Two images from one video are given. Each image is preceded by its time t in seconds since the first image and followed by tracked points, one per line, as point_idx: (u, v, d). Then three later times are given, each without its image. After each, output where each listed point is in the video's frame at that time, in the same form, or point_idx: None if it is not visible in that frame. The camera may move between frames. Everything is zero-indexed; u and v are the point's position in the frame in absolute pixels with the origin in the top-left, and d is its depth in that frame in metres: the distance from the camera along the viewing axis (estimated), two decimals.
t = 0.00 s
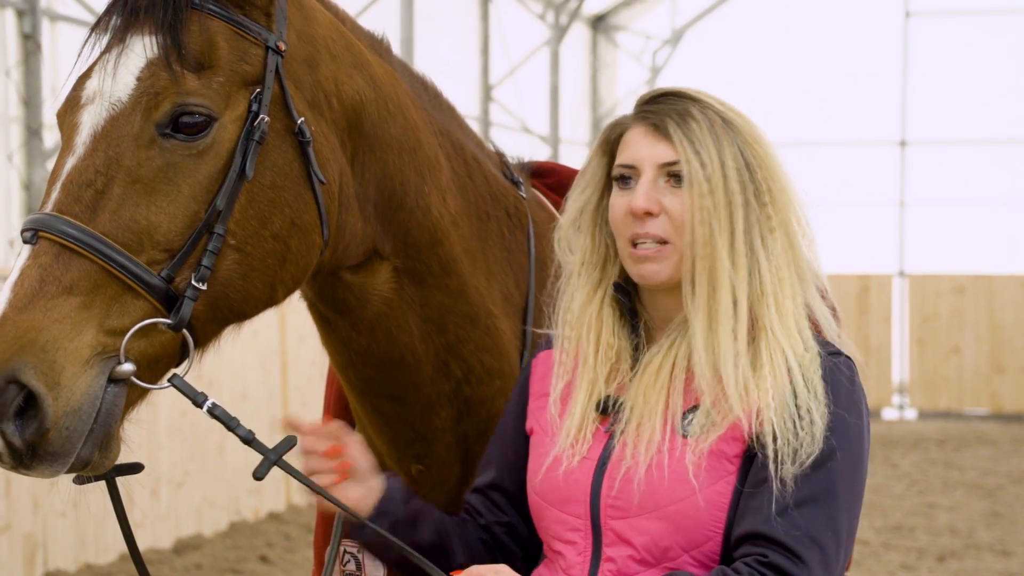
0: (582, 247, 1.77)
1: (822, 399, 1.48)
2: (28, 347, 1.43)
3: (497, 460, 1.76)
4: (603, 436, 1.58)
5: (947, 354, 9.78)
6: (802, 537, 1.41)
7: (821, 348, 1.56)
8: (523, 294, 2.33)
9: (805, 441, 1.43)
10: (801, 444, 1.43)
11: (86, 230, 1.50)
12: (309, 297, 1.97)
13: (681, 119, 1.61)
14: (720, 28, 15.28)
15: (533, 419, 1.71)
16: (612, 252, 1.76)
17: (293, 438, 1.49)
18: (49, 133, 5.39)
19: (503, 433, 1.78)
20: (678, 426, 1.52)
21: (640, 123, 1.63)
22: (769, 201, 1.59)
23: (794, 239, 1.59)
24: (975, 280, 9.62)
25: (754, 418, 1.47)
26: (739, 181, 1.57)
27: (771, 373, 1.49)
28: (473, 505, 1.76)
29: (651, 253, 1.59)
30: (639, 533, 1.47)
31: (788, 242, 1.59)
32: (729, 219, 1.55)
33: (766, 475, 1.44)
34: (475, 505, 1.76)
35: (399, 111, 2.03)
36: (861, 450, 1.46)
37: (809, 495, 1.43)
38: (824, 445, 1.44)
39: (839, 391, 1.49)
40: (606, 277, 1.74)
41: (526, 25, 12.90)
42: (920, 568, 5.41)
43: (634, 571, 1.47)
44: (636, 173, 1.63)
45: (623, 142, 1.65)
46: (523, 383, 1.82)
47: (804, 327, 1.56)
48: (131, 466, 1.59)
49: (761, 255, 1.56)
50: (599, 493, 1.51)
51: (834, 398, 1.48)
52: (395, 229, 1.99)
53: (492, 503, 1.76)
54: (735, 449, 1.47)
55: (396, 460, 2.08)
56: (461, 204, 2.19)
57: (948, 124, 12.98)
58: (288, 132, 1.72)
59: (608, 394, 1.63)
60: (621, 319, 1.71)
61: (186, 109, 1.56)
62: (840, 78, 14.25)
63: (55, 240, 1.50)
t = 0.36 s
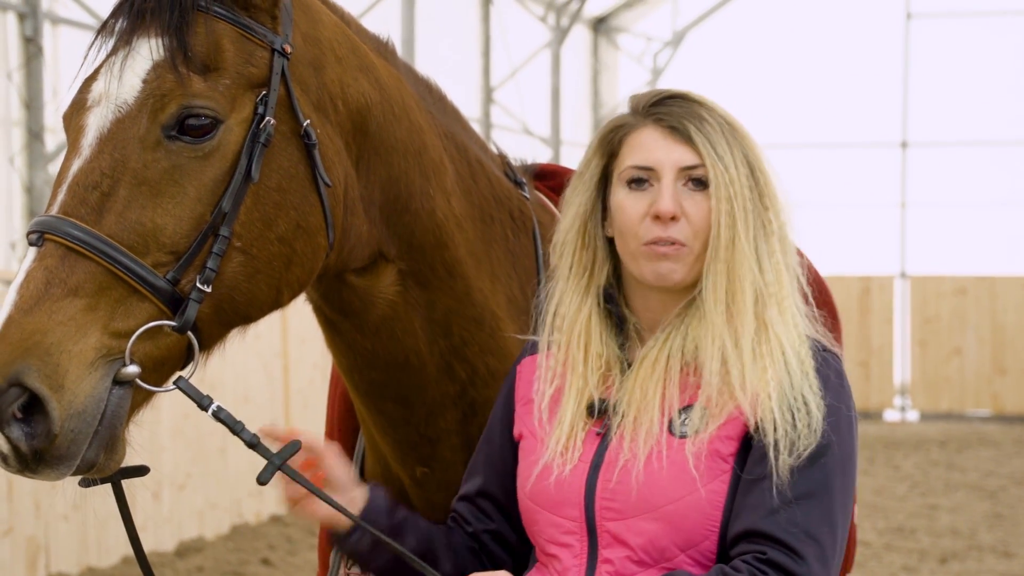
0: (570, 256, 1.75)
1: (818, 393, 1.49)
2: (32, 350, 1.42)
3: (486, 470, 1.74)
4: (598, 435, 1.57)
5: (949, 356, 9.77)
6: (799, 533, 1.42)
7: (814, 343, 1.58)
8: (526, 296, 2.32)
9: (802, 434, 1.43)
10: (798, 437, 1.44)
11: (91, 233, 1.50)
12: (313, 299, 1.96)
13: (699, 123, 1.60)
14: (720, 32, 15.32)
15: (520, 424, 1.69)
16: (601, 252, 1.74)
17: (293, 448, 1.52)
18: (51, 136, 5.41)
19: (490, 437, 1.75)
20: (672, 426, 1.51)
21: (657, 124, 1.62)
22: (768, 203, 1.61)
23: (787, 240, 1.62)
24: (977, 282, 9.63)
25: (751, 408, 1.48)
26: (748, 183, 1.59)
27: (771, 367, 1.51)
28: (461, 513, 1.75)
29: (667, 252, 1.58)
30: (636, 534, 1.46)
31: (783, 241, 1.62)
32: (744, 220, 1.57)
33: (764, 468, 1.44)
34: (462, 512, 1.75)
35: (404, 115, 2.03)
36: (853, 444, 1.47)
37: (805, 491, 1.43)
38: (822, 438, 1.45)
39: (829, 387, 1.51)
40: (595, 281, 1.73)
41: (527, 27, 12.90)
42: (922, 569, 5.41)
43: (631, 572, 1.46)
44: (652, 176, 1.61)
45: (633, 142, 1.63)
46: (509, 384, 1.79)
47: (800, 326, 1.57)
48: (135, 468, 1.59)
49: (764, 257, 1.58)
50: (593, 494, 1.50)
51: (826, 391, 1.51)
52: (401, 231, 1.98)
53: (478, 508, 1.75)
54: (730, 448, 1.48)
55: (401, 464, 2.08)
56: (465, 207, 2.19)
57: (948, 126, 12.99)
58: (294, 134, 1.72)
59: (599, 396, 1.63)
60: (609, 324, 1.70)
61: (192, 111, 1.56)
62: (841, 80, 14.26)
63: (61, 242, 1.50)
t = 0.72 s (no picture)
0: (552, 264, 1.74)
1: (802, 389, 1.50)
2: (26, 352, 1.42)
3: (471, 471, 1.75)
4: (583, 439, 1.57)
5: (949, 359, 9.77)
6: (785, 531, 1.42)
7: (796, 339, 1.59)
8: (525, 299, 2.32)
9: (787, 431, 1.44)
10: (777, 435, 1.44)
11: (87, 236, 1.50)
12: (313, 303, 1.96)
13: (676, 128, 1.62)
14: (721, 35, 15.35)
15: (509, 430, 1.69)
16: (582, 259, 1.74)
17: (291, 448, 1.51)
18: (51, 138, 5.42)
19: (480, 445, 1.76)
20: (658, 428, 1.51)
21: (636, 132, 1.64)
22: (748, 204, 1.60)
23: (766, 240, 1.62)
24: (977, 285, 9.62)
25: (738, 407, 1.48)
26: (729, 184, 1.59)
27: (755, 366, 1.51)
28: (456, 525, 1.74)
29: (650, 261, 1.58)
30: (624, 536, 1.46)
31: (764, 241, 1.61)
32: (725, 225, 1.57)
33: (750, 467, 1.44)
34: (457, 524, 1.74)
35: (403, 118, 2.03)
36: (837, 441, 1.47)
37: (790, 490, 1.43)
38: (807, 435, 1.45)
39: (812, 382, 1.51)
40: (577, 288, 1.72)
41: (527, 30, 12.90)
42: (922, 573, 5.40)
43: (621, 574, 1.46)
44: (633, 181, 1.61)
45: (613, 149, 1.64)
46: (498, 393, 1.79)
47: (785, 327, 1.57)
48: (131, 471, 1.59)
49: (744, 258, 1.58)
50: (581, 496, 1.50)
51: (809, 385, 1.51)
52: (399, 235, 1.98)
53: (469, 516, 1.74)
54: (715, 448, 1.48)
55: (402, 466, 2.09)
56: (464, 210, 2.19)
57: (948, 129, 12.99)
58: (292, 138, 1.72)
59: (586, 401, 1.63)
60: (592, 330, 1.70)
61: (189, 114, 1.56)
62: (841, 82, 14.26)
63: (56, 244, 1.50)
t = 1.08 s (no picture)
0: (541, 274, 1.76)
1: (800, 385, 1.50)
2: (29, 355, 1.42)
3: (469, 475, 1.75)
4: (582, 443, 1.57)
5: (949, 359, 9.77)
6: (786, 528, 1.41)
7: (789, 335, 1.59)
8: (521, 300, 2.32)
9: (788, 428, 1.44)
10: (772, 436, 1.43)
11: (88, 238, 1.50)
12: (313, 305, 1.96)
13: (656, 130, 1.61)
14: (721, 36, 15.37)
15: (508, 435, 1.69)
16: (573, 268, 1.75)
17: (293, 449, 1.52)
18: (52, 139, 5.45)
19: (480, 450, 1.76)
20: (656, 427, 1.52)
21: (614, 138, 1.63)
22: (733, 199, 1.60)
23: (756, 235, 1.62)
24: (977, 286, 9.63)
25: (736, 405, 1.48)
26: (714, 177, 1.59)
27: (752, 364, 1.51)
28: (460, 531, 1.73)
29: (642, 267, 1.58)
30: (625, 537, 1.46)
31: (755, 239, 1.62)
32: (713, 225, 1.56)
33: (751, 465, 1.44)
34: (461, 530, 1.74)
35: (402, 119, 2.03)
36: (837, 435, 1.47)
37: (790, 487, 1.43)
38: (807, 429, 1.45)
39: (810, 377, 1.52)
40: (568, 296, 1.74)
41: (527, 31, 12.91)
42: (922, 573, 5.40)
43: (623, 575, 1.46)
44: (618, 189, 1.61)
45: (595, 157, 1.64)
46: (495, 401, 1.79)
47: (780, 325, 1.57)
48: (133, 473, 1.59)
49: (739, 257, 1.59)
50: (581, 500, 1.50)
51: (807, 380, 1.51)
52: (399, 236, 1.98)
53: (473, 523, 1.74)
54: (715, 447, 1.48)
55: (402, 467, 2.09)
56: (464, 211, 2.19)
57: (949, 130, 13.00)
58: (291, 140, 1.72)
59: (583, 405, 1.63)
60: (586, 336, 1.71)
61: (189, 116, 1.56)
62: (842, 83, 14.25)
63: (57, 248, 1.50)
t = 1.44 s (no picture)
0: (542, 277, 1.75)
1: (801, 399, 1.49)
2: (28, 360, 1.42)
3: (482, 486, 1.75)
4: (582, 451, 1.58)
5: (949, 362, 9.76)
6: (782, 536, 1.41)
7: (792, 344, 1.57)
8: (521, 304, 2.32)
9: (788, 445, 1.43)
10: (768, 452, 1.43)
11: (87, 244, 1.50)
12: (312, 309, 1.97)
13: (631, 143, 1.59)
14: (721, 40, 15.39)
15: (516, 439, 1.70)
16: (570, 268, 1.75)
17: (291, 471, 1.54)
18: (51, 143, 5.46)
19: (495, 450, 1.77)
20: (653, 437, 1.52)
21: (592, 153, 1.62)
22: (725, 209, 1.59)
23: (757, 248, 1.60)
24: (977, 289, 9.63)
25: (728, 422, 1.47)
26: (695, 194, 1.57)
27: (745, 377, 1.50)
28: (475, 536, 1.72)
29: (614, 279, 1.58)
30: (625, 545, 1.47)
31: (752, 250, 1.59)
32: (689, 239, 1.54)
33: (747, 474, 1.44)
34: (476, 533, 1.72)
35: (401, 124, 2.03)
36: (836, 447, 1.47)
37: (788, 494, 1.43)
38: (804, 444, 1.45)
39: (815, 389, 1.51)
40: (570, 301, 1.74)
41: (526, 34, 12.92)
42: None
43: None
44: (592, 203, 1.61)
45: (577, 169, 1.63)
46: (508, 403, 1.80)
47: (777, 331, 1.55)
48: (133, 478, 1.59)
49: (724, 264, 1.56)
50: (583, 509, 1.51)
51: (809, 393, 1.51)
52: (398, 241, 1.98)
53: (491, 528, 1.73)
54: (712, 455, 1.48)
55: (401, 472, 2.08)
56: (463, 214, 2.19)
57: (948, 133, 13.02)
58: (291, 145, 1.72)
59: (584, 412, 1.64)
60: (590, 339, 1.71)
61: (188, 121, 1.56)
62: (841, 85, 14.26)
63: (56, 253, 1.49)
